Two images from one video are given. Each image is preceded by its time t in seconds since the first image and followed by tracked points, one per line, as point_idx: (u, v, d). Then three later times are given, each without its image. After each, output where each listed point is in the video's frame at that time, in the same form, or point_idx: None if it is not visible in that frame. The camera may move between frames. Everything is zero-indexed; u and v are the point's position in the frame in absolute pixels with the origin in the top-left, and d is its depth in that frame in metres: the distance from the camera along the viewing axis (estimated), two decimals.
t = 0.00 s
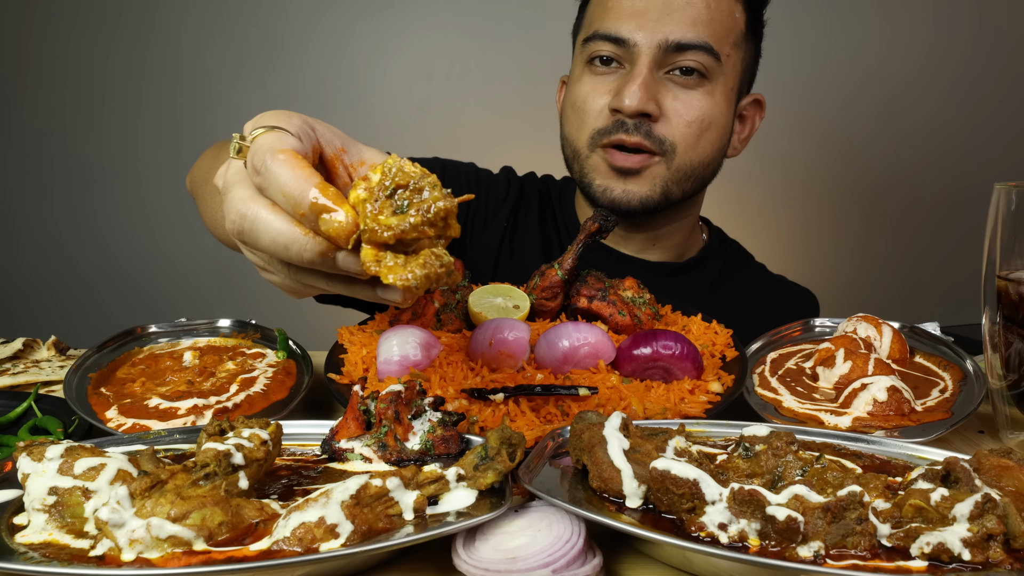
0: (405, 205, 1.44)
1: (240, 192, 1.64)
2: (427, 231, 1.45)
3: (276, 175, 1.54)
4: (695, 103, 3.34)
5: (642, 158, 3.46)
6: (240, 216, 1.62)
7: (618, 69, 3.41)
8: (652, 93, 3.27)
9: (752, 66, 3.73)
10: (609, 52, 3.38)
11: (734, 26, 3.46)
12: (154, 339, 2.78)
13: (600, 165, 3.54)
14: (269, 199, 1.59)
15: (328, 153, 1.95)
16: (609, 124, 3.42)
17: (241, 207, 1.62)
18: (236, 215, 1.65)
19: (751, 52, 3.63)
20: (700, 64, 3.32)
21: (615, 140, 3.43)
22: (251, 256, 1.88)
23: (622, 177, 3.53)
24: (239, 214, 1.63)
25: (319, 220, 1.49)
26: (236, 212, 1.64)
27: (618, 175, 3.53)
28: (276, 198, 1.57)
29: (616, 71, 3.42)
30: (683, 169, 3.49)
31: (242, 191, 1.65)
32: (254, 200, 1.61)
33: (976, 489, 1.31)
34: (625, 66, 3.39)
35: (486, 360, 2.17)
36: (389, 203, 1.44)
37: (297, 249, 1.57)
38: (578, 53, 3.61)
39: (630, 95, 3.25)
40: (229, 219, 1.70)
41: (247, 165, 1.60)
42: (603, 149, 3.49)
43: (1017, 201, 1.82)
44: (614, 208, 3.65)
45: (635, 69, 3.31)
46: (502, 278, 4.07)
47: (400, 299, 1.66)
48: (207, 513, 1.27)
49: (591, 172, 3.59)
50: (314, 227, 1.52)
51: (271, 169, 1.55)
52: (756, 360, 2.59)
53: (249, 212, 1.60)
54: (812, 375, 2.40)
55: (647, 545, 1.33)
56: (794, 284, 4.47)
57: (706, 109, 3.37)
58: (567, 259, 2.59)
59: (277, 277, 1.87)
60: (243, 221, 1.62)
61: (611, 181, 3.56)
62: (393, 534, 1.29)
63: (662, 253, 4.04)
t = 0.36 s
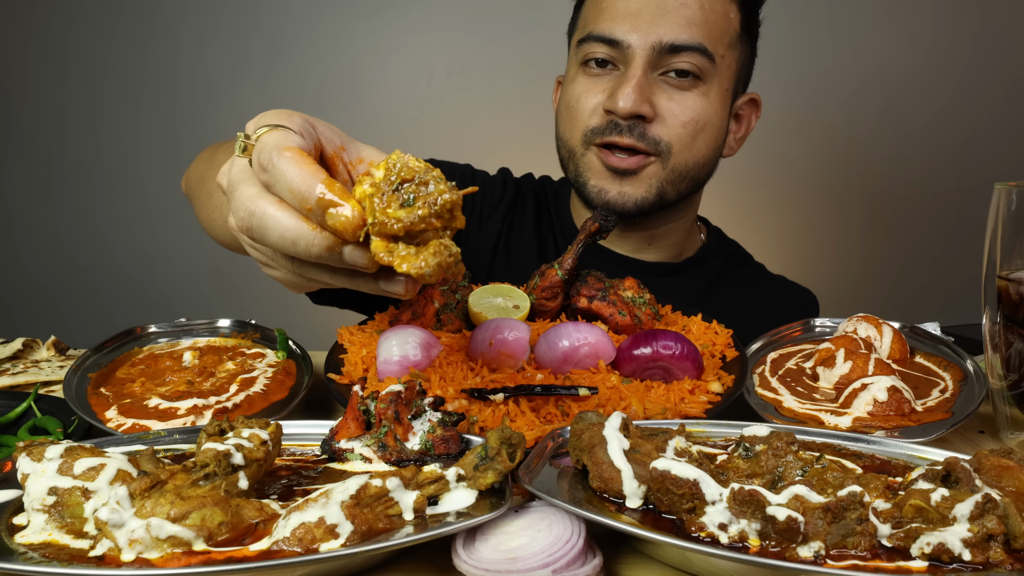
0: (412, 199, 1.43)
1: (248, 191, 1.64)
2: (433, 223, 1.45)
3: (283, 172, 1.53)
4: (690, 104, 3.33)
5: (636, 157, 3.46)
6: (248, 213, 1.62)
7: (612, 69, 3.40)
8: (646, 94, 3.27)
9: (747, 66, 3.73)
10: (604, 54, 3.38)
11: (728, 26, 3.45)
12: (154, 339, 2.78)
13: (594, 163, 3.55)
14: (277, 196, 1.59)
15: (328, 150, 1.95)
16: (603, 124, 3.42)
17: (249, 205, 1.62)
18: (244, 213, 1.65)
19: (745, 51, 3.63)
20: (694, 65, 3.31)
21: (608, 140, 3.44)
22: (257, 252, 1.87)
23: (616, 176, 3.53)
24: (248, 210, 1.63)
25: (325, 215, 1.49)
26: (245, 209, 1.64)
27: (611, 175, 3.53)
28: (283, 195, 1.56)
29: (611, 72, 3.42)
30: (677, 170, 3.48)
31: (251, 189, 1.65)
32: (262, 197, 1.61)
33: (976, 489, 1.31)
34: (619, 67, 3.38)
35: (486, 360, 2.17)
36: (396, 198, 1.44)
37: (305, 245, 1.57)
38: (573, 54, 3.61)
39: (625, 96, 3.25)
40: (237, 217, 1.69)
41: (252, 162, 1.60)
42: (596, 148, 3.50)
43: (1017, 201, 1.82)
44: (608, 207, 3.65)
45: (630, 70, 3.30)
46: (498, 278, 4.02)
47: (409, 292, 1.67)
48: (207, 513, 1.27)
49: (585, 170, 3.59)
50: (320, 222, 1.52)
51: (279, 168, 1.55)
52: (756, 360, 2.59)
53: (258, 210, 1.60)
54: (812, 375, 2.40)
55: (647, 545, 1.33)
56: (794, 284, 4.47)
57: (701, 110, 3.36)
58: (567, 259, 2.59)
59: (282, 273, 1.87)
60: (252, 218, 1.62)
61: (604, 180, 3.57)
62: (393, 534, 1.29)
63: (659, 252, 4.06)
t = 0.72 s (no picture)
0: (495, 116, 1.47)
1: (328, 141, 1.54)
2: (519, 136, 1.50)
3: (373, 110, 1.47)
4: (686, 105, 3.32)
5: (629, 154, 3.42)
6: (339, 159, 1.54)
7: (607, 67, 3.38)
8: (641, 92, 3.24)
9: (750, 73, 3.74)
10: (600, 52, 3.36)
11: (730, 30, 3.46)
12: (153, 339, 2.78)
13: (585, 159, 3.51)
14: (365, 140, 1.52)
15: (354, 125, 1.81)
16: (597, 119, 3.39)
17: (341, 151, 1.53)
18: (330, 162, 1.55)
19: (746, 57, 3.63)
20: (691, 67, 3.31)
21: (599, 134, 3.41)
22: (304, 218, 1.73)
23: (606, 173, 3.49)
24: (335, 158, 1.55)
25: (421, 142, 1.47)
26: (329, 157, 1.55)
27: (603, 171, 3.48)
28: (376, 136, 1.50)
29: (606, 70, 3.40)
30: (670, 170, 3.44)
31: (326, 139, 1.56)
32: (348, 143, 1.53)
33: (977, 489, 1.30)
34: (615, 66, 3.36)
35: (486, 360, 2.17)
36: (482, 119, 1.47)
37: (400, 179, 1.52)
38: (570, 52, 3.60)
39: (618, 93, 3.22)
40: (315, 169, 1.58)
41: (330, 109, 1.50)
42: (590, 143, 3.46)
43: (1018, 200, 1.81)
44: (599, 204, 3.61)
45: (625, 67, 3.27)
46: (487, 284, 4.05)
47: (466, 209, 1.64)
48: (207, 513, 1.27)
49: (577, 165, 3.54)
50: (416, 148, 1.49)
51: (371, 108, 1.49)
52: (756, 360, 2.59)
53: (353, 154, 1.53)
54: (812, 375, 2.40)
55: (647, 545, 1.33)
56: (794, 284, 4.46)
57: (697, 111, 3.35)
58: (567, 259, 2.59)
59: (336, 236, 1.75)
60: (343, 166, 1.54)
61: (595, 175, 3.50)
62: (393, 534, 1.29)
63: (651, 256, 4.01)
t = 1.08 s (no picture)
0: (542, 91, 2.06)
1: (446, 113, 1.98)
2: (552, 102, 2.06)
3: (475, 90, 1.99)
4: (670, 100, 3.28)
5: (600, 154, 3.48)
6: (454, 123, 1.98)
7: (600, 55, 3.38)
8: (626, 78, 3.20)
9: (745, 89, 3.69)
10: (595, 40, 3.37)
11: (728, 40, 3.46)
12: (153, 339, 2.77)
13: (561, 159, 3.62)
14: (468, 111, 2.01)
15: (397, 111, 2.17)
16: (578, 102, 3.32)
17: (456, 119, 1.98)
18: (442, 129, 1.99)
19: (739, 73, 3.58)
20: (682, 64, 3.28)
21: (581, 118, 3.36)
22: (400, 184, 2.18)
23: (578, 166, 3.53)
24: (449, 124, 1.98)
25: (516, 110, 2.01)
26: (443, 125, 1.99)
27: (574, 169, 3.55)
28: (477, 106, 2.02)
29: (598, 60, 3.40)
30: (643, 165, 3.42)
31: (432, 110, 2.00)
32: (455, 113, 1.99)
33: (977, 489, 1.30)
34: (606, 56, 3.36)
35: (486, 360, 2.16)
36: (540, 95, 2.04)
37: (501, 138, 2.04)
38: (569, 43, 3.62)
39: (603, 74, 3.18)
40: (430, 135, 2.01)
41: (436, 90, 1.97)
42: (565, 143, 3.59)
43: (1018, 200, 1.81)
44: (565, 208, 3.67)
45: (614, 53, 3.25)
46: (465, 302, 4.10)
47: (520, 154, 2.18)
48: (207, 513, 1.27)
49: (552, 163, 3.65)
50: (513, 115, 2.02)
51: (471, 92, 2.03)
52: (756, 360, 2.59)
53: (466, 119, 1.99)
54: (812, 375, 2.40)
55: (647, 545, 1.33)
56: (792, 286, 4.46)
57: (680, 109, 3.32)
58: (567, 259, 2.59)
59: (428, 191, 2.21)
60: (457, 131, 1.99)
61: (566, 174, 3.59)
62: (393, 534, 1.29)
63: (633, 265, 4.01)
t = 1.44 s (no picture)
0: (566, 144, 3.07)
1: (512, 146, 2.53)
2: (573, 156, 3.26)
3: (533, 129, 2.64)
4: (646, 93, 3.32)
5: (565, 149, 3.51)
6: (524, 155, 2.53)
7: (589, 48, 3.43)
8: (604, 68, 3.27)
9: (729, 100, 3.64)
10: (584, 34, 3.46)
11: (715, 48, 3.45)
12: (152, 339, 2.77)
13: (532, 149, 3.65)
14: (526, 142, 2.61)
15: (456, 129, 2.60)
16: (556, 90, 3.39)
17: (525, 152, 2.54)
18: (512, 158, 2.52)
19: (723, 82, 3.55)
20: (663, 61, 3.33)
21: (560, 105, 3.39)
22: (459, 202, 2.62)
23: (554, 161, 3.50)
24: (519, 155, 2.52)
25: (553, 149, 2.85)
26: (514, 156, 2.52)
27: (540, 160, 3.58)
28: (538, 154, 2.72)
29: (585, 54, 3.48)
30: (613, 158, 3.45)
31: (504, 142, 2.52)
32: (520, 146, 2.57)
33: (977, 489, 1.30)
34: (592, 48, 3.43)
35: (486, 360, 2.16)
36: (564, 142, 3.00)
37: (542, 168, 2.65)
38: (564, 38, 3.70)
39: (584, 62, 3.25)
40: (504, 159, 2.51)
41: (508, 125, 2.54)
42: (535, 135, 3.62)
43: (1018, 200, 1.80)
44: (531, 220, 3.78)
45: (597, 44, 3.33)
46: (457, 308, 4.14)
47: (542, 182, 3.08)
48: (207, 513, 1.27)
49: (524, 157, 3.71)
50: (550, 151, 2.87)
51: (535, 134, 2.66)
52: (756, 360, 2.58)
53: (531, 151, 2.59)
54: (813, 375, 2.40)
55: (647, 545, 1.33)
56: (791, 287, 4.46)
57: (655, 103, 3.35)
58: (567, 259, 2.59)
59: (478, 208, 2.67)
60: (524, 160, 2.55)
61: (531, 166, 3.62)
62: (393, 535, 1.29)
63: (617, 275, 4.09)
